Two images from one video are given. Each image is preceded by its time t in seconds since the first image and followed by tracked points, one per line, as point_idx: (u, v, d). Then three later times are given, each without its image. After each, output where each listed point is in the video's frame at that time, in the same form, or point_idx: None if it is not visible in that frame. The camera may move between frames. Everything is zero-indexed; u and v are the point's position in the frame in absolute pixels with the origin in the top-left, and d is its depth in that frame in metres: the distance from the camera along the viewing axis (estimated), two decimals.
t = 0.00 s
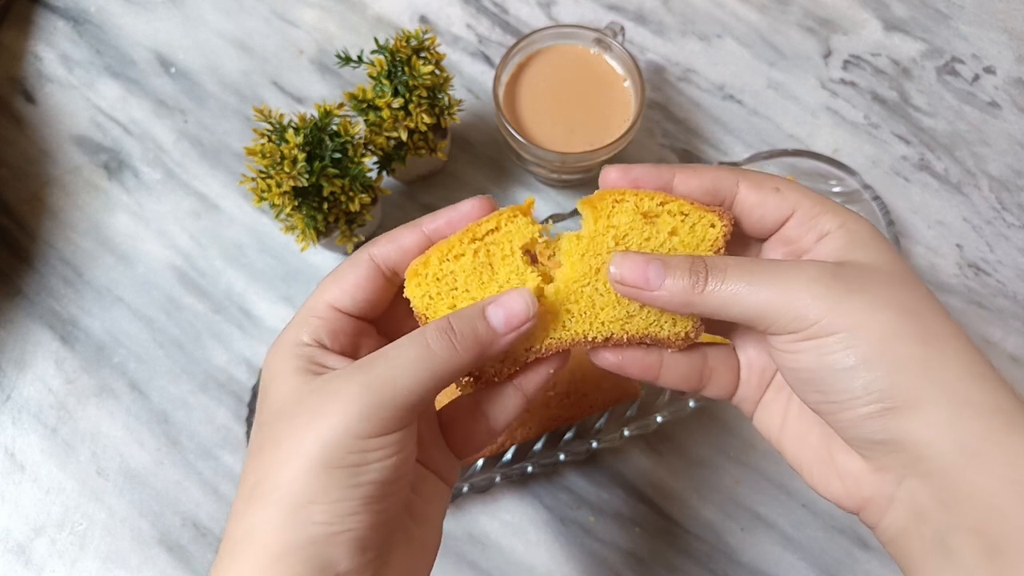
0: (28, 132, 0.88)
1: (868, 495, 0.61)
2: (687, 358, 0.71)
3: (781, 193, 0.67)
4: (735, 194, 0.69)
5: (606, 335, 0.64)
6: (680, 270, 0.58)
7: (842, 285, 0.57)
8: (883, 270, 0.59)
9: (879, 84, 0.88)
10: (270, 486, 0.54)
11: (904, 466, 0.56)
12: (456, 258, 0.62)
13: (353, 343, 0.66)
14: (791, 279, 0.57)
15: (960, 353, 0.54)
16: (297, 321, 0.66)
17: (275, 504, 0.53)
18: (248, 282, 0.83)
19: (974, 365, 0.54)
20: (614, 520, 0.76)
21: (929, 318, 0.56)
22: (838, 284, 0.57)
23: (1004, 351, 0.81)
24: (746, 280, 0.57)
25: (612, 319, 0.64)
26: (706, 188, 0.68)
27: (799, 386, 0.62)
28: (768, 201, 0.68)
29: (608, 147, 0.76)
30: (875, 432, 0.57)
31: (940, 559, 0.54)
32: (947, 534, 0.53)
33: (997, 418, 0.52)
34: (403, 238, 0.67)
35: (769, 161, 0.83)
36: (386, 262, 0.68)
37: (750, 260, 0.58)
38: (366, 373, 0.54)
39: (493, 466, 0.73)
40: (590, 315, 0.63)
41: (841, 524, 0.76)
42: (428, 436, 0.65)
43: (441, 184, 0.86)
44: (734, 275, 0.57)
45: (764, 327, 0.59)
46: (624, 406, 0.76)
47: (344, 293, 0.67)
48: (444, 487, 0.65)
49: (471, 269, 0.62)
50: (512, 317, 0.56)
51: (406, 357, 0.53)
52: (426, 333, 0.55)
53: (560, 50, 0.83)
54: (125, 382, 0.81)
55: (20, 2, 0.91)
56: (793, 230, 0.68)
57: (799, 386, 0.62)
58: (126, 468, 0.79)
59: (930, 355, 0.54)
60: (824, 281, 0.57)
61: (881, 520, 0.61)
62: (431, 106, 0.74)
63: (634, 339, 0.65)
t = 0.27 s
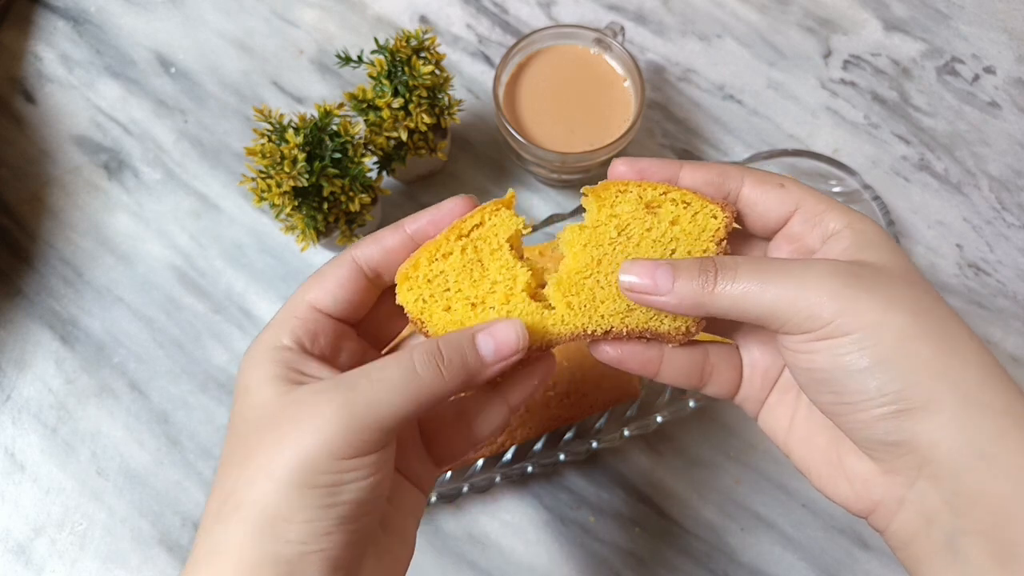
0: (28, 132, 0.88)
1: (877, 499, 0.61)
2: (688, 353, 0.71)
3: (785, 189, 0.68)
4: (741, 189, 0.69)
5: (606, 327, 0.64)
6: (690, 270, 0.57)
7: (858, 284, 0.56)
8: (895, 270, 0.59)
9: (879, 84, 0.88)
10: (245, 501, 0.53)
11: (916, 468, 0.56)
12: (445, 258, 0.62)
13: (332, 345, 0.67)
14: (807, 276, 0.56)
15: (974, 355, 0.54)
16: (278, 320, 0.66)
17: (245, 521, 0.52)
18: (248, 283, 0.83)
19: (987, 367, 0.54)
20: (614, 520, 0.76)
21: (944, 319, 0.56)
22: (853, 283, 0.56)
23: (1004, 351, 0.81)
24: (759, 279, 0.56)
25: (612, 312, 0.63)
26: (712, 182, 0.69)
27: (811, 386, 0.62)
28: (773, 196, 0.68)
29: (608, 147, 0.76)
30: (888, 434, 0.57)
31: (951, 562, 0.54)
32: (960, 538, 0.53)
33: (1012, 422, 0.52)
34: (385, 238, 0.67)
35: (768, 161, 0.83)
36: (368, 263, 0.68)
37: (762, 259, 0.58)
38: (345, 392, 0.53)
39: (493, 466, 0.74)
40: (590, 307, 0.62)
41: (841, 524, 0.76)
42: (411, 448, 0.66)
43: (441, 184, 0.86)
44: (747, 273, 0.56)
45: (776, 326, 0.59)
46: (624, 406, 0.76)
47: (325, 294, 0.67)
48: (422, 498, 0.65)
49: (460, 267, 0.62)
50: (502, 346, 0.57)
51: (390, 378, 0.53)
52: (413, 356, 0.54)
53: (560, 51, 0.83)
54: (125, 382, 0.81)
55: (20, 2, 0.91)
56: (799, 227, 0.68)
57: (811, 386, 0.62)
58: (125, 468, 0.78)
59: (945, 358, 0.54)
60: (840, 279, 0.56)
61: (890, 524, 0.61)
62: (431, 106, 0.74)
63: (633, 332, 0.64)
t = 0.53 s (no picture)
0: (28, 132, 0.88)
1: (865, 515, 0.61)
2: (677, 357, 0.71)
3: (784, 199, 0.68)
4: (739, 197, 0.69)
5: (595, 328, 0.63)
6: (683, 276, 0.57)
7: (853, 293, 0.56)
8: (890, 283, 0.59)
9: (879, 84, 0.88)
10: (253, 533, 0.53)
11: (905, 484, 0.56)
12: (426, 266, 0.62)
13: (324, 369, 0.67)
14: (800, 286, 0.56)
15: (966, 370, 0.55)
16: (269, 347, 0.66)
17: (255, 555, 0.53)
18: (248, 282, 0.83)
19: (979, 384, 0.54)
20: (614, 520, 0.76)
21: (937, 333, 0.56)
22: (848, 292, 0.56)
23: (1004, 351, 0.81)
24: (753, 287, 0.56)
25: (603, 313, 0.62)
26: (710, 188, 0.69)
27: (801, 396, 0.62)
28: (769, 205, 0.68)
29: (608, 147, 0.76)
30: (878, 449, 0.57)
31: None
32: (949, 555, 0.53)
33: (1002, 438, 0.52)
34: (370, 257, 0.68)
35: (769, 161, 0.83)
36: (354, 283, 0.68)
37: (756, 268, 0.58)
38: (343, 417, 0.53)
39: (493, 466, 0.74)
40: (580, 307, 0.62)
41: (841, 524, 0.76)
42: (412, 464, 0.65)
43: (441, 184, 0.86)
44: (740, 281, 0.56)
45: (767, 336, 0.58)
46: (624, 406, 0.76)
47: (313, 319, 0.67)
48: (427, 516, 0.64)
49: (442, 274, 0.62)
50: (494, 355, 0.56)
51: (385, 399, 0.53)
52: (408, 374, 0.54)
53: (560, 51, 0.83)
54: (125, 382, 0.81)
55: (20, 2, 0.91)
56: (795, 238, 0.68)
57: (801, 397, 0.62)
58: (125, 468, 0.79)
59: (937, 372, 0.54)
60: (834, 289, 0.56)
61: (878, 541, 0.60)
62: (431, 106, 0.74)
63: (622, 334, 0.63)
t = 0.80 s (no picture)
0: (28, 132, 0.88)
1: (850, 528, 0.61)
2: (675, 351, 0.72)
3: (801, 210, 0.68)
4: (757, 205, 0.69)
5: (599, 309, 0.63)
6: (688, 270, 0.57)
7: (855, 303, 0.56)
8: (895, 300, 0.59)
9: (879, 84, 0.88)
10: (257, 552, 0.51)
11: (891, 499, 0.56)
12: (398, 266, 0.62)
13: (308, 381, 0.66)
14: (801, 292, 0.56)
15: (965, 392, 0.54)
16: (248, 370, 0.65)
17: (262, 569, 0.51)
18: (248, 282, 0.83)
19: (978, 409, 0.54)
20: (614, 520, 0.76)
21: (938, 352, 0.55)
22: (851, 303, 0.56)
23: (1004, 351, 0.81)
24: (756, 289, 0.56)
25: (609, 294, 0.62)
26: (729, 194, 0.69)
27: (797, 403, 0.62)
28: (787, 214, 0.68)
29: (608, 147, 0.76)
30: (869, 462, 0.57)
31: None
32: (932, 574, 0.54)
33: (991, 461, 0.52)
34: (340, 264, 0.67)
35: (769, 161, 0.83)
36: (328, 291, 0.68)
37: (762, 271, 0.57)
38: (336, 423, 0.52)
39: (493, 466, 0.74)
40: (587, 289, 0.62)
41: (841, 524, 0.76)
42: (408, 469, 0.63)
43: (441, 184, 0.86)
44: (745, 282, 0.56)
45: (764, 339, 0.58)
46: (624, 406, 0.77)
47: (290, 333, 0.67)
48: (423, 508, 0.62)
49: (414, 273, 0.61)
50: (476, 345, 0.56)
51: (377, 399, 0.52)
52: (394, 373, 0.54)
53: (560, 51, 0.83)
54: (125, 382, 0.81)
55: (20, 2, 0.91)
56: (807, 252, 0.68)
57: (797, 404, 0.62)
58: (125, 468, 0.78)
59: (934, 391, 0.54)
60: (837, 299, 0.56)
61: (863, 556, 0.61)
62: (431, 105, 0.74)
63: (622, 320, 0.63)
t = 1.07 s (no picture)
0: (28, 132, 0.88)
1: (873, 532, 0.60)
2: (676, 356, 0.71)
3: (805, 210, 0.69)
4: (759, 203, 0.70)
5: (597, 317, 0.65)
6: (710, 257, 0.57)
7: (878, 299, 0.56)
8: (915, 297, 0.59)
9: (879, 84, 0.88)
10: None
11: (915, 500, 0.56)
12: (365, 301, 0.62)
13: (278, 414, 0.64)
14: (826, 287, 0.55)
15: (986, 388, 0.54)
16: (214, 404, 0.62)
17: None
18: (248, 283, 0.83)
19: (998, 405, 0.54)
20: (614, 520, 0.76)
21: (959, 348, 0.56)
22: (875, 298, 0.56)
23: (1004, 351, 0.81)
24: (777, 281, 0.56)
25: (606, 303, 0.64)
26: (731, 193, 0.69)
27: (818, 402, 0.61)
28: (790, 214, 0.69)
29: (608, 147, 0.76)
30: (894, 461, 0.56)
31: None
32: None
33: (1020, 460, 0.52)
34: (306, 290, 0.66)
35: (768, 161, 0.83)
36: (297, 320, 0.66)
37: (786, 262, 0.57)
38: (291, 460, 0.49)
39: (493, 466, 0.74)
40: (587, 295, 0.64)
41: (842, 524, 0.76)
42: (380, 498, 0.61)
43: (441, 185, 0.86)
44: (770, 271, 0.56)
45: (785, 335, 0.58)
46: (623, 406, 0.77)
47: (257, 363, 0.64)
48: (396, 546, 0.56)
49: (380, 308, 0.62)
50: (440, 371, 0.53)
51: (334, 435, 0.49)
52: (352, 403, 0.51)
53: (560, 50, 0.83)
54: (125, 382, 0.81)
55: (20, 3, 0.91)
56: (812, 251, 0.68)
57: (818, 403, 0.61)
58: (125, 468, 0.78)
59: (957, 388, 0.54)
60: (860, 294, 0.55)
61: (885, 560, 0.60)
62: (431, 105, 0.74)
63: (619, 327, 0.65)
